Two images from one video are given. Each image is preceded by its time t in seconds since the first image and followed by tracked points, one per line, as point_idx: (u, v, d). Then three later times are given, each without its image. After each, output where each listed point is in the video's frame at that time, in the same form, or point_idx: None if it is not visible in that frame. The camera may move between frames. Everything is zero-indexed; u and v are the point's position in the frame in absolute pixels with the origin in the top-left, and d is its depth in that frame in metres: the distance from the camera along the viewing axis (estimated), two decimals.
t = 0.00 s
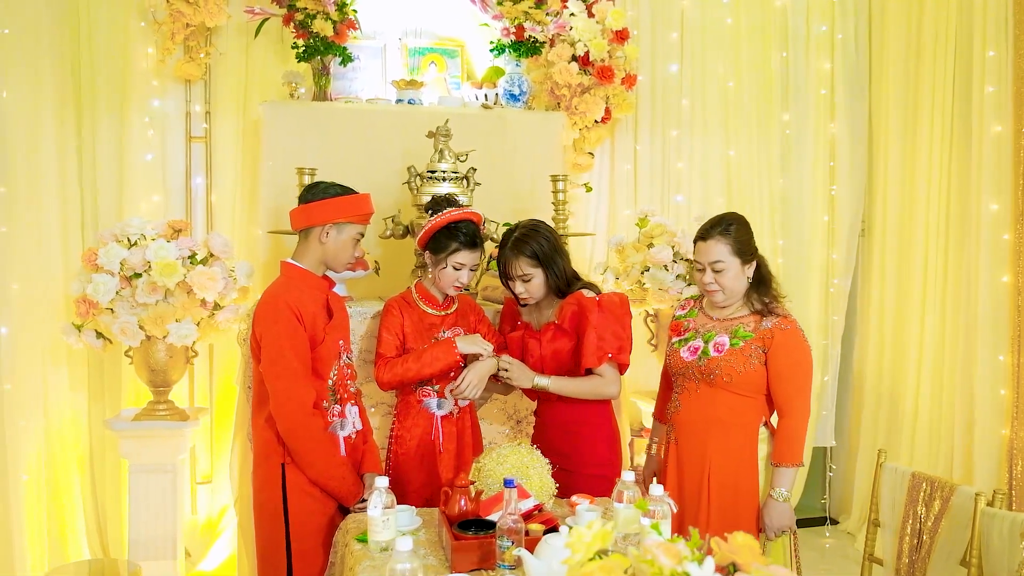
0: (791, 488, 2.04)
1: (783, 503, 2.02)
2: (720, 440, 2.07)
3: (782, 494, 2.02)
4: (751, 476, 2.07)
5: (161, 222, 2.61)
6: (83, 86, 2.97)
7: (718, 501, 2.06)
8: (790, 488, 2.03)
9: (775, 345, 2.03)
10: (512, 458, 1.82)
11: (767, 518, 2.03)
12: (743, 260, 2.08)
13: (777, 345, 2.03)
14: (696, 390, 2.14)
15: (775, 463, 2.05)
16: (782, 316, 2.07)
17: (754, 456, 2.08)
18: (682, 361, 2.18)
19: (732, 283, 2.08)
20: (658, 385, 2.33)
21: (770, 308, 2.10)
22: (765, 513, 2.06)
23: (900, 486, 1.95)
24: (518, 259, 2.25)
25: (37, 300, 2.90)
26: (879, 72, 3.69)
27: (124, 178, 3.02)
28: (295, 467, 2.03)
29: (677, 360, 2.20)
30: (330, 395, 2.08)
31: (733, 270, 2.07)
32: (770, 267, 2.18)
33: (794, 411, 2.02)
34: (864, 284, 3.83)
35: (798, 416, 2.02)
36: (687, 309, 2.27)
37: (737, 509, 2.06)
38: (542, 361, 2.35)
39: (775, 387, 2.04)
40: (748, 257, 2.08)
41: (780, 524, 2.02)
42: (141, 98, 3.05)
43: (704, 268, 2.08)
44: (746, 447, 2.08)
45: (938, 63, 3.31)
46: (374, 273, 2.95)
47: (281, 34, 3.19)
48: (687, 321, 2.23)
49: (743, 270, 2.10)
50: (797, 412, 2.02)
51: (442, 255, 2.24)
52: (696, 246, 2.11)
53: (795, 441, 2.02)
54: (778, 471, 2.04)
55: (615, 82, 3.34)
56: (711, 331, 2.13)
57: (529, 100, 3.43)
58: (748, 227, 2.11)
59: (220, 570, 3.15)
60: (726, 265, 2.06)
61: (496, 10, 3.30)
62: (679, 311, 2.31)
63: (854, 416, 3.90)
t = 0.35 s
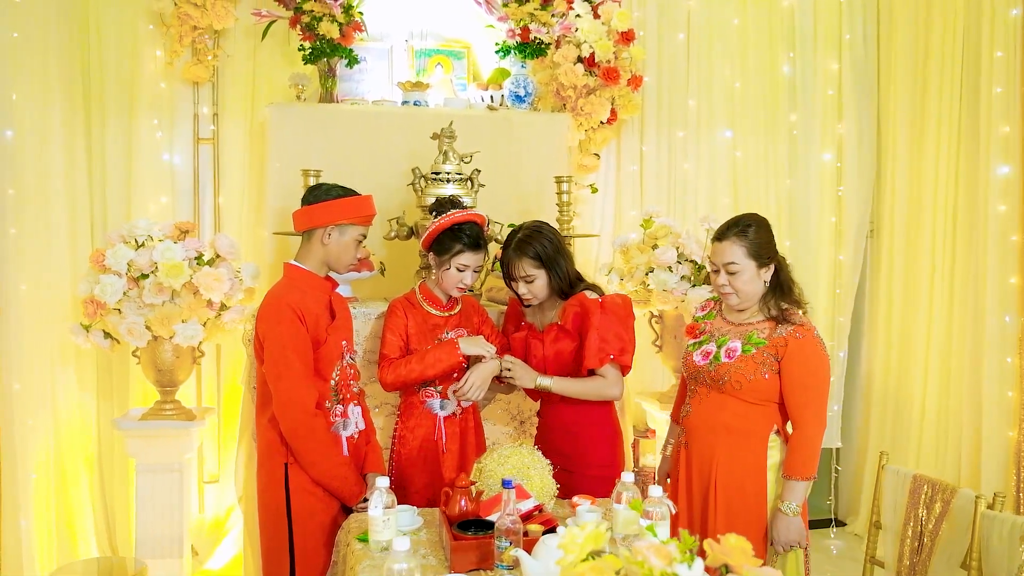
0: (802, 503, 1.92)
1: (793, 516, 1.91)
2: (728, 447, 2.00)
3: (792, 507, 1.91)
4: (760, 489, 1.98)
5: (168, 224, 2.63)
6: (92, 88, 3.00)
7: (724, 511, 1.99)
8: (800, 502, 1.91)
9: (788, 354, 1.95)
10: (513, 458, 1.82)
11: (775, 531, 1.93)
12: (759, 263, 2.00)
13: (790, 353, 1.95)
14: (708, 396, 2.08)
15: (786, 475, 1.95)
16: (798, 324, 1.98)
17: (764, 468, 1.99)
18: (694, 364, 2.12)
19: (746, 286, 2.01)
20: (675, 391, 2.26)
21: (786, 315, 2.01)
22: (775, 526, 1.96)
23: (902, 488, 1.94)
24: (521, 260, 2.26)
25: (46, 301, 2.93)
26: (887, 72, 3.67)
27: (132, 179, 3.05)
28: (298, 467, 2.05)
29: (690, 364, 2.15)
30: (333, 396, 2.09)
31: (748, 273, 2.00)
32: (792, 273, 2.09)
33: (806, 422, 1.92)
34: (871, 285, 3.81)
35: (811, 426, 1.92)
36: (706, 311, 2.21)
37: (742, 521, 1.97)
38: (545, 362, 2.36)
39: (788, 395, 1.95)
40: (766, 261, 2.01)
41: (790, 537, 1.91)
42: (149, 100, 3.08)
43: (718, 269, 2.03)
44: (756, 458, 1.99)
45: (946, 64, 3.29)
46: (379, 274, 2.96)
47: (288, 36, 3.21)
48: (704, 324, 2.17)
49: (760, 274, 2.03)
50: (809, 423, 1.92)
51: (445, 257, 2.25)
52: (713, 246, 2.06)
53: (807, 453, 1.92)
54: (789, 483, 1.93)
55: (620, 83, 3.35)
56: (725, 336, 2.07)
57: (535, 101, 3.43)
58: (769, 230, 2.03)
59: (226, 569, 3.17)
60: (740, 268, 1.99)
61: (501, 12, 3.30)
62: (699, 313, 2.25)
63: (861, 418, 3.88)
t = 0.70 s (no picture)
0: (803, 510, 1.85)
1: (793, 524, 1.83)
2: (728, 452, 1.94)
3: (792, 515, 1.83)
4: (761, 497, 1.91)
5: (173, 225, 2.65)
6: (99, 91, 3.03)
7: (724, 517, 1.93)
8: (801, 510, 1.84)
9: (789, 359, 1.88)
10: (512, 459, 1.83)
11: (774, 539, 1.86)
12: (762, 266, 1.95)
13: (791, 359, 1.88)
14: (711, 400, 2.03)
15: (787, 482, 1.87)
16: (800, 330, 1.90)
17: (765, 475, 1.92)
18: (699, 368, 2.07)
19: (747, 287, 1.96)
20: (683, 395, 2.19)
21: (787, 320, 1.93)
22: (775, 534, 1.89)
23: (900, 491, 1.94)
24: (521, 263, 2.27)
25: (53, 301, 2.96)
26: (892, 72, 3.66)
27: (139, 181, 3.08)
28: (298, 467, 2.06)
29: (696, 368, 2.09)
30: (333, 396, 2.11)
31: (749, 274, 1.94)
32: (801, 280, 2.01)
33: (808, 428, 1.84)
34: (876, 286, 3.80)
35: (812, 432, 1.84)
36: (716, 315, 2.16)
37: (741, 529, 1.91)
38: (546, 362, 2.37)
39: (789, 401, 1.88)
40: (770, 264, 1.95)
41: (789, 546, 1.84)
42: (156, 102, 3.11)
43: (720, 268, 1.99)
44: (757, 464, 1.92)
45: (952, 64, 3.28)
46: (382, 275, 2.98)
47: (293, 39, 3.23)
48: (712, 327, 2.12)
49: (764, 277, 1.97)
50: (810, 430, 1.84)
51: (445, 258, 2.26)
52: (720, 246, 2.02)
53: (808, 460, 1.84)
54: (789, 491, 1.86)
55: (624, 84, 3.35)
56: (728, 340, 2.01)
57: (539, 102, 3.44)
58: (778, 234, 1.97)
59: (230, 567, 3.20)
60: (741, 268, 1.94)
61: (505, 14, 3.31)
62: (711, 317, 2.20)
63: (867, 420, 3.86)
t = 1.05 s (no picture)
0: (797, 508, 1.85)
1: (786, 522, 1.84)
2: (722, 450, 1.95)
3: (786, 513, 1.84)
4: (755, 495, 1.91)
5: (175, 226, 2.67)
6: (103, 94, 3.06)
7: (718, 515, 1.94)
8: (794, 508, 1.84)
9: (784, 358, 1.88)
10: (507, 459, 1.83)
11: (768, 536, 1.86)
12: (759, 265, 1.94)
13: (785, 357, 1.88)
14: (707, 398, 2.04)
15: (780, 479, 1.88)
16: (794, 328, 1.90)
17: (760, 474, 1.92)
18: (695, 367, 2.08)
19: (743, 286, 1.96)
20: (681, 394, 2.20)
21: (783, 319, 1.93)
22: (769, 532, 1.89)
23: (893, 492, 1.94)
24: (521, 264, 2.28)
25: (57, 302, 2.99)
26: (895, 73, 3.65)
27: (142, 183, 3.11)
28: (296, 466, 2.08)
29: (692, 366, 2.10)
30: (331, 396, 2.12)
31: (745, 273, 1.94)
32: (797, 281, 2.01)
33: (802, 425, 1.85)
34: (879, 288, 3.79)
35: (806, 430, 1.84)
36: (715, 314, 2.16)
37: (735, 526, 1.91)
38: (545, 363, 2.38)
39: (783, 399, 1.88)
40: (767, 263, 1.94)
41: (783, 543, 1.84)
42: (159, 105, 3.14)
43: (718, 265, 1.99)
44: (751, 461, 1.92)
45: (954, 65, 3.27)
46: (382, 276, 2.99)
47: (295, 41, 3.25)
48: (710, 326, 2.12)
49: (761, 276, 1.96)
50: (804, 427, 1.85)
51: (445, 259, 2.27)
52: (719, 243, 2.01)
53: (801, 457, 1.84)
54: (782, 489, 1.86)
55: (625, 86, 3.35)
56: (724, 339, 2.02)
57: (540, 104, 3.45)
58: (777, 233, 1.97)
59: (232, 567, 3.22)
60: (738, 265, 1.94)
61: (505, 16, 3.31)
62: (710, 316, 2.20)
63: (869, 422, 3.85)
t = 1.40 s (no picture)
0: (791, 511, 1.85)
1: (780, 525, 1.84)
2: (717, 453, 1.95)
3: (780, 516, 1.84)
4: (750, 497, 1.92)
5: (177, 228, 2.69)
6: (106, 97, 3.09)
7: (713, 518, 1.94)
8: (788, 511, 1.84)
9: (779, 361, 1.88)
10: (503, 461, 1.83)
11: (762, 539, 1.86)
12: (756, 267, 1.93)
13: (779, 360, 1.88)
14: (702, 401, 2.03)
15: (775, 482, 1.88)
16: (790, 331, 1.90)
17: (754, 476, 1.92)
18: (691, 369, 2.07)
19: (740, 288, 1.95)
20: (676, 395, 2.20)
21: (779, 321, 1.92)
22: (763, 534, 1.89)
23: (888, 495, 1.94)
24: (519, 266, 2.28)
25: (59, 303, 3.01)
26: (897, 74, 3.63)
27: (145, 185, 3.14)
28: (293, 468, 2.09)
29: (688, 368, 2.09)
30: (328, 398, 2.14)
31: (742, 275, 1.93)
32: (794, 283, 2.00)
33: (797, 428, 1.84)
34: (882, 289, 3.77)
35: (801, 432, 1.84)
36: (712, 316, 2.14)
37: (729, 530, 1.91)
38: (544, 364, 2.38)
39: (778, 401, 1.88)
40: (764, 265, 1.93)
41: (777, 546, 1.84)
42: (162, 107, 3.16)
43: (715, 267, 1.98)
44: (746, 464, 1.92)
45: (957, 65, 3.25)
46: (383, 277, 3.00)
47: (297, 44, 3.27)
48: (707, 328, 2.11)
49: (757, 279, 1.95)
50: (799, 430, 1.85)
51: (444, 260, 2.28)
52: (717, 245, 2.00)
53: (795, 460, 1.84)
54: (777, 492, 1.86)
55: (626, 87, 3.36)
56: (720, 341, 2.01)
57: (541, 106, 3.46)
58: (775, 236, 1.96)
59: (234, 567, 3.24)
60: (735, 268, 1.93)
61: (506, 18, 3.32)
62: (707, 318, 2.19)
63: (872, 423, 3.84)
